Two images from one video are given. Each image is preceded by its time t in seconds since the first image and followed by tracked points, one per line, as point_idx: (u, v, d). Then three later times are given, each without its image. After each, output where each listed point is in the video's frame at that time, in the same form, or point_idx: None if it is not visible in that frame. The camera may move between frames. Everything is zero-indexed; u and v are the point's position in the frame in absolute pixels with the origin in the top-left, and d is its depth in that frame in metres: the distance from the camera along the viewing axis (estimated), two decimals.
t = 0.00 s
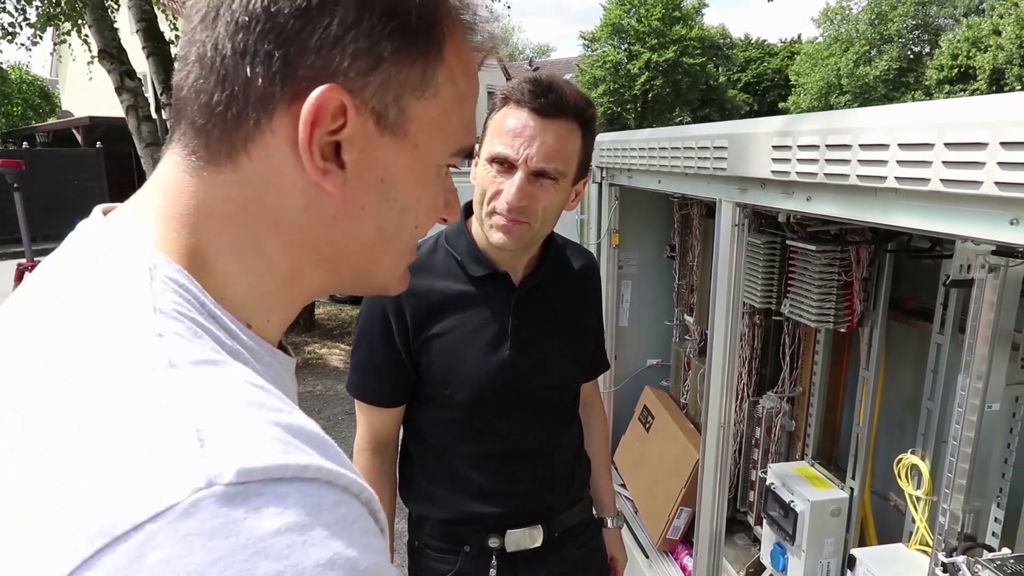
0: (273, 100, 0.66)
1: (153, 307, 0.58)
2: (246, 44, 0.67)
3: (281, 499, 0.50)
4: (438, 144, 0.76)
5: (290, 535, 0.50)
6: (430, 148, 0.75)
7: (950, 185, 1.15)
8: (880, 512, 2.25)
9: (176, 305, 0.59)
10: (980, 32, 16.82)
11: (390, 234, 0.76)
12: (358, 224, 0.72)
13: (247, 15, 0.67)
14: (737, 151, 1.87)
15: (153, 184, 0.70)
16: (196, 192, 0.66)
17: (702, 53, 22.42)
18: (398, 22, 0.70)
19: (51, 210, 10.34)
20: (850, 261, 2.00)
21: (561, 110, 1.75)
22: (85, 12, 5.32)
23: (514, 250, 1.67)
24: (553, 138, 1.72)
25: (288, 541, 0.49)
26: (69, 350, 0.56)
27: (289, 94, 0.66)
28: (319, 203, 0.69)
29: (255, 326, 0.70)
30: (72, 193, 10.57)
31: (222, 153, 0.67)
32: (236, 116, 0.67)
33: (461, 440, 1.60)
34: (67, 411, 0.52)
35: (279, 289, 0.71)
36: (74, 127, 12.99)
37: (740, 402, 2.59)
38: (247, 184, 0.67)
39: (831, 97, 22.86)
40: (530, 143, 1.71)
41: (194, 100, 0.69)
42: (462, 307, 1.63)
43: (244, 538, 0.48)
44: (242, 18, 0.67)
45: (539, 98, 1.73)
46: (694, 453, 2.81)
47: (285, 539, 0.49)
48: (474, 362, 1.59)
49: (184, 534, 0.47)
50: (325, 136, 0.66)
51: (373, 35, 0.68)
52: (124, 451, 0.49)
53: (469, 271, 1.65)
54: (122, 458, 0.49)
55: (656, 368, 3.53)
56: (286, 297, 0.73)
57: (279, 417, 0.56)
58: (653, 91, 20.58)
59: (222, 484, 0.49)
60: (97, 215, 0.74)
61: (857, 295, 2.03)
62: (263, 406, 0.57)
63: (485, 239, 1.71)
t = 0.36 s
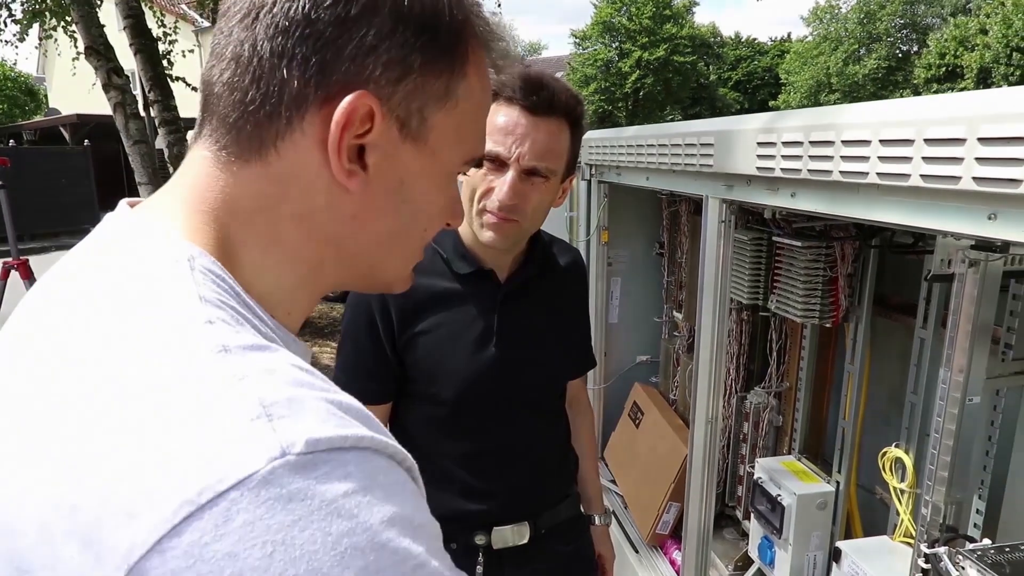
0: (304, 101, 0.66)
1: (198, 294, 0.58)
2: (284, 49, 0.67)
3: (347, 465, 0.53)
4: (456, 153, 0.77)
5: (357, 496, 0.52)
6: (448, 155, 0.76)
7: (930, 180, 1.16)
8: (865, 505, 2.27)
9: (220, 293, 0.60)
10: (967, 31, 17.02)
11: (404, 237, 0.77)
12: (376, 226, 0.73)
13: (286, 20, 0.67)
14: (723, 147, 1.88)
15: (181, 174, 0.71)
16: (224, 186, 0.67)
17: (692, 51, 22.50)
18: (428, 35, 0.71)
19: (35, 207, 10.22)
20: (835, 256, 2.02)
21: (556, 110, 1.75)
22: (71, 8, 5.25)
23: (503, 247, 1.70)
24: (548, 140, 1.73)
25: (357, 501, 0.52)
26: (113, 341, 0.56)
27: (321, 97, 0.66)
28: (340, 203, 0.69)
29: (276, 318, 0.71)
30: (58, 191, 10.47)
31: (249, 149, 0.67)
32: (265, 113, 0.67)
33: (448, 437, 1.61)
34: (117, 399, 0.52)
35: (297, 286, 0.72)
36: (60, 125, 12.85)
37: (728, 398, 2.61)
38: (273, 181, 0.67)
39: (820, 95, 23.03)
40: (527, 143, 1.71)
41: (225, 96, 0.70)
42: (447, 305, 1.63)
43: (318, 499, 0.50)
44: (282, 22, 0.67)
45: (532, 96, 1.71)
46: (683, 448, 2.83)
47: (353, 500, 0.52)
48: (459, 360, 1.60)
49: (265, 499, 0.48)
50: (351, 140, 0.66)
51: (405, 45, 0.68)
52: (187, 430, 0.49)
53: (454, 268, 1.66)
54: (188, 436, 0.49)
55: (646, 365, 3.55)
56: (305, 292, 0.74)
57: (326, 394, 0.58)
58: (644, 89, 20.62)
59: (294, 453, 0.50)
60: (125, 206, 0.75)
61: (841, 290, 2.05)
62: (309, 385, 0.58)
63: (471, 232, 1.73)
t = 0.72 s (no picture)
0: (292, 110, 0.66)
1: (178, 300, 0.58)
2: (274, 57, 0.67)
3: (325, 473, 0.52)
4: (441, 162, 0.77)
5: (335, 502, 0.52)
6: (435, 165, 0.76)
7: (903, 182, 1.17)
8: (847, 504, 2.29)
9: (199, 299, 0.60)
10: (950, 35, 17.31)
11: (388, 244, 0.77)
12: (362, 234, 0.73)
13: (276, 28, 0.67)
14: (704, 150, 1.90)
15: (165, 178, 0.70)
16: (210, 193, 0.67)
17: (680, 55, 22.66)
18: (417, 48, 0.70)
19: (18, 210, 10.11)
20: (815, 258, 2.05)
21: (534, 114, 1.75)
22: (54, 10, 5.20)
23: (487, 255, 1.70)
24: (527, 144, 1.73)
25: (333, 508, 0.52)
26: (97, 335, 0.55)
27: (308, 106, 0.66)
28: (326, 212, 0.69)
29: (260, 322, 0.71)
30: (41, 195, 10.38)
31: (236, 156, 0.67)
32: (252, 121, 0.66)
33: (430, 441, 1.60)
34: (107, 397, 0.52)
35: (282, 293, 0.72)
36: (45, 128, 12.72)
37: (713, 399, 2.63)
38: (259, 188, 0.67)
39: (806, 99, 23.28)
40: (507, 147, 1.71)
41: (212, 101, 0.69)
42: (429, 309, 1.63)
43: (295, 506, 0.50)
44: (273, 31, 0.67)
45: (515, 101, 1.71)
46: (668, 450, 2.84)
47: (330, 507, 0.51)
48: (441, 363, 1.60)
49: (242, 506, 0.48)
50: (338, 149, 0.66)
51: (394, 57, 0.68)
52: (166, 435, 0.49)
53: (436, 272, 1.66)
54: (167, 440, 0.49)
55: (632, 367, 3.56)
56: (289, 298, 0.74)
57: (307, 401, 0.57)
58: (633, 92, 20.74)
59: (273, 459, 0.50)
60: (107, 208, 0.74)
61: (822, 292, 2.07)
62: (292, 390, 0.57)
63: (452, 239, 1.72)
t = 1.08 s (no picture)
0: (241, 93, 0.65)
1: (153, 292, 0.57)
2: (218, 41, 0.67)
3: (298, 463, 0.52)
4: (412, 135, 0.75)
5: (309, 492, 0.51)
6: (404, 138, 0.74)
7: (906, 176, 1.16)
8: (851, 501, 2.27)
9: (175, 290, 0.59)
10: (955, 29, 17.21)
11: (365, 222, 0.75)
12: (333, 215, 0.72)
13: (217, 12, 0.67)
14: (705, 145, 1.88)
15: (134, 174, 0.71)
16: (172, 185, 0.67)
17: (683, 50, 22.58)
18: (365, 17, 0.69)
19: (24, 209, 10.15)
20: (818, 253, 2.03)
21: (553, 122, 1.72)
22: (57, 8, 5.19)
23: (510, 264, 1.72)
24: (553, 155, 1.73)
25: (307, 498, 0.51)
26: (94, 337, 0.54)
27: (258, 87, 0.65)
28: (291, 195, 0.68)
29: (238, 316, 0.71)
30: (46, 193, 10.41)
31: (194, 145, 0.67)
32: (207, 109, 0.66)
33: (430, 438, 1.60)
34: (111, 399, 0.51)
35: (259, 282, 0.72)
36: (50, 127, 12.75)
37: (715, 395, 2.62)
38: (221, 176, 0.67)
39: (810, 93, 23.18)
40: (540, 168, 1.68)
41: (169, 94, 0.69)
42: (429, 306, 1.62)
43: (268, 497, 0.49)
44: (214, 15, 0.67)
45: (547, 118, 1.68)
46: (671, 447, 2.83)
47: (303, 497, 0.51)
48: (440, 361, 1.59)
49: (212, 497, 0.48)
50: (294, 129, 0.65)
51: (341, 29, 0.67)
52: (137, 431, 0.49)
53: (435, 268, 1.64)
54: (138, 436, 0.49)
55: (634, 363, 3.55)
56: (267, 286, 0.73)
57: (283, 392, 0.57)
58: (636, 88, 20.68)
59: (244, 450, 0.49)
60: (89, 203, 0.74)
61: (825, 288, 2.06)
62: (266, 381, 0.57)
63: (466, 246, 1.70)
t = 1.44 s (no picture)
0: (258, 109, 0.65)
1: (130, 291, 0.57)
2: (241, 52, 0.66)
3: (268, 465, 0.51)
4: (421, 164, 0.75)
5: (278, 494, 0.51)
6: (413, 167, 0.74)
7: (905, 173, 1.15)
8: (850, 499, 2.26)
9: (153, 289, 0.59)
10: (954, 25, 17.18)
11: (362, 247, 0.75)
12: (332, 236, 0.71)
13: (244, 24, 0.66)
14: (703, 142, 1.87)
15: (136, 169, 0.70)
16: (174, 188, 0.66)
17: (682, 48, 22.55)
18: (393, 46, 0.68)
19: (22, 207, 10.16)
20: (816, 251, 2.02)
21: (553, 120, 1.71)
22: (53, 6, 5.18)
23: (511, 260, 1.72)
24: (553, 150, 1.71)
25: (275, 500, 0.50)
26: (89, 335, 0.53)
27: (275, 104, 0.64)
28: (292, 212, 0.68)
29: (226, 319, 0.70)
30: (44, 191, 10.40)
31: (203, 152, 0.66)
32: (221, 118, 0.65)
33: (427, 437, 1.59)
34: (95, 397, 0.51)
35: (249, 292, 0.71)
36: (48, 125, 12.75)
37: (714, 394, 2.61)
38: (225, 185, 0.66)
39: (810, 90, 23.15)
40: (542, 164, 1.66)
41: (184, 95, 0.69)
42: (427, 306, 1.61)
43: (235, 498, 0.49)
44: (240, 26, 0.66)
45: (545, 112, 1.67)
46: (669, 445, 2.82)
47: (272, 500, 0.50)
48: (438, 361, 1.58)
49: (177, 499, 0.47)
50: (305, 150, 0.65)
51: (366, 56, 0.66)
52: (110, 431, 0.49)
53: (431, 268, 1.63)
54: (108, 435, 0.49)
55: (633, 361, 3.54)
56: (258, 297, 0.72)
57: (259, 395, 0.56)
58: (635, 86, 20.66)
59: (213, 453, 0.49)
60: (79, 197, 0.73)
61: (824, 285, 2.04)
62: (242, 383, 0.56)
63: (467, 246, 1.68)
